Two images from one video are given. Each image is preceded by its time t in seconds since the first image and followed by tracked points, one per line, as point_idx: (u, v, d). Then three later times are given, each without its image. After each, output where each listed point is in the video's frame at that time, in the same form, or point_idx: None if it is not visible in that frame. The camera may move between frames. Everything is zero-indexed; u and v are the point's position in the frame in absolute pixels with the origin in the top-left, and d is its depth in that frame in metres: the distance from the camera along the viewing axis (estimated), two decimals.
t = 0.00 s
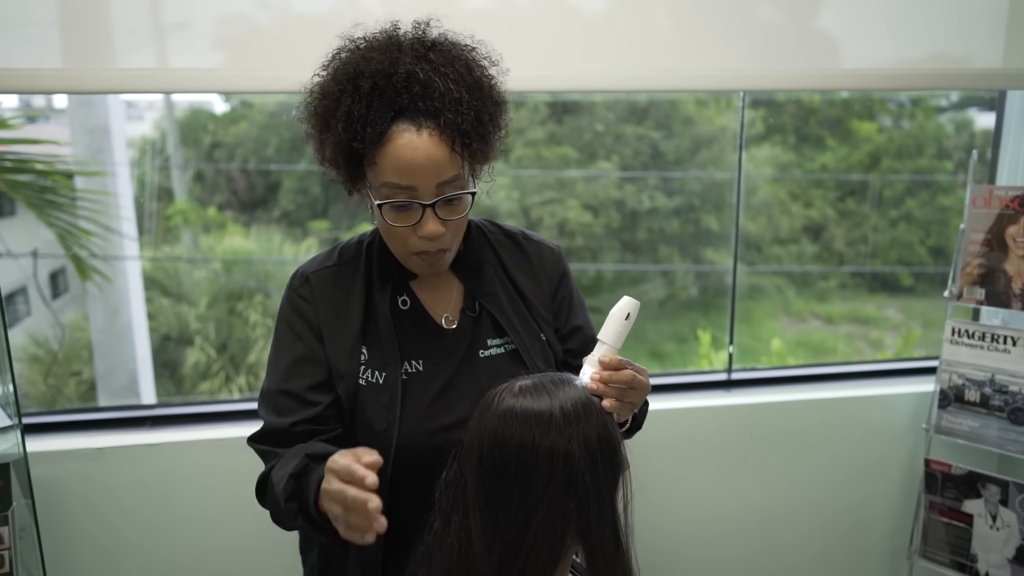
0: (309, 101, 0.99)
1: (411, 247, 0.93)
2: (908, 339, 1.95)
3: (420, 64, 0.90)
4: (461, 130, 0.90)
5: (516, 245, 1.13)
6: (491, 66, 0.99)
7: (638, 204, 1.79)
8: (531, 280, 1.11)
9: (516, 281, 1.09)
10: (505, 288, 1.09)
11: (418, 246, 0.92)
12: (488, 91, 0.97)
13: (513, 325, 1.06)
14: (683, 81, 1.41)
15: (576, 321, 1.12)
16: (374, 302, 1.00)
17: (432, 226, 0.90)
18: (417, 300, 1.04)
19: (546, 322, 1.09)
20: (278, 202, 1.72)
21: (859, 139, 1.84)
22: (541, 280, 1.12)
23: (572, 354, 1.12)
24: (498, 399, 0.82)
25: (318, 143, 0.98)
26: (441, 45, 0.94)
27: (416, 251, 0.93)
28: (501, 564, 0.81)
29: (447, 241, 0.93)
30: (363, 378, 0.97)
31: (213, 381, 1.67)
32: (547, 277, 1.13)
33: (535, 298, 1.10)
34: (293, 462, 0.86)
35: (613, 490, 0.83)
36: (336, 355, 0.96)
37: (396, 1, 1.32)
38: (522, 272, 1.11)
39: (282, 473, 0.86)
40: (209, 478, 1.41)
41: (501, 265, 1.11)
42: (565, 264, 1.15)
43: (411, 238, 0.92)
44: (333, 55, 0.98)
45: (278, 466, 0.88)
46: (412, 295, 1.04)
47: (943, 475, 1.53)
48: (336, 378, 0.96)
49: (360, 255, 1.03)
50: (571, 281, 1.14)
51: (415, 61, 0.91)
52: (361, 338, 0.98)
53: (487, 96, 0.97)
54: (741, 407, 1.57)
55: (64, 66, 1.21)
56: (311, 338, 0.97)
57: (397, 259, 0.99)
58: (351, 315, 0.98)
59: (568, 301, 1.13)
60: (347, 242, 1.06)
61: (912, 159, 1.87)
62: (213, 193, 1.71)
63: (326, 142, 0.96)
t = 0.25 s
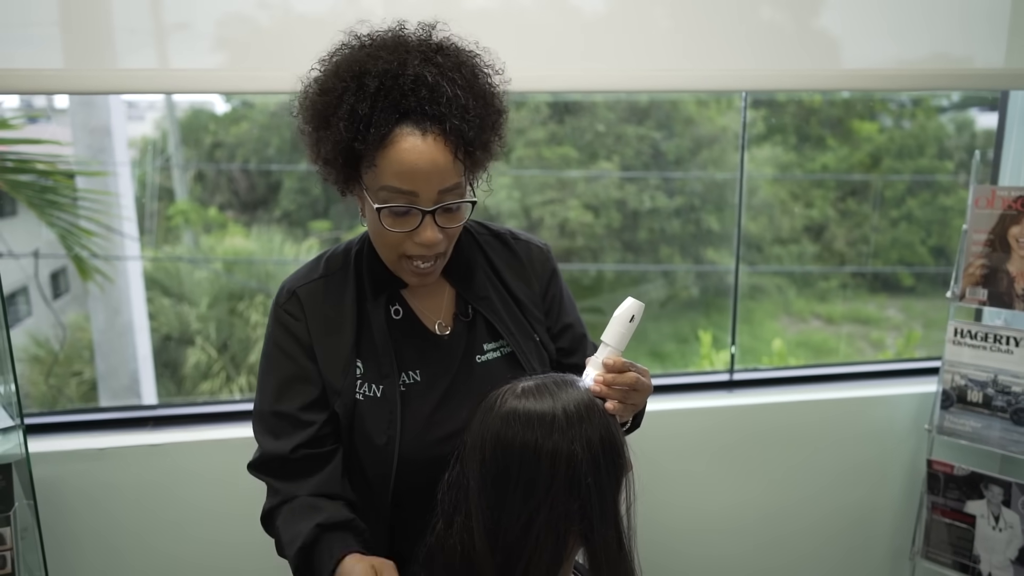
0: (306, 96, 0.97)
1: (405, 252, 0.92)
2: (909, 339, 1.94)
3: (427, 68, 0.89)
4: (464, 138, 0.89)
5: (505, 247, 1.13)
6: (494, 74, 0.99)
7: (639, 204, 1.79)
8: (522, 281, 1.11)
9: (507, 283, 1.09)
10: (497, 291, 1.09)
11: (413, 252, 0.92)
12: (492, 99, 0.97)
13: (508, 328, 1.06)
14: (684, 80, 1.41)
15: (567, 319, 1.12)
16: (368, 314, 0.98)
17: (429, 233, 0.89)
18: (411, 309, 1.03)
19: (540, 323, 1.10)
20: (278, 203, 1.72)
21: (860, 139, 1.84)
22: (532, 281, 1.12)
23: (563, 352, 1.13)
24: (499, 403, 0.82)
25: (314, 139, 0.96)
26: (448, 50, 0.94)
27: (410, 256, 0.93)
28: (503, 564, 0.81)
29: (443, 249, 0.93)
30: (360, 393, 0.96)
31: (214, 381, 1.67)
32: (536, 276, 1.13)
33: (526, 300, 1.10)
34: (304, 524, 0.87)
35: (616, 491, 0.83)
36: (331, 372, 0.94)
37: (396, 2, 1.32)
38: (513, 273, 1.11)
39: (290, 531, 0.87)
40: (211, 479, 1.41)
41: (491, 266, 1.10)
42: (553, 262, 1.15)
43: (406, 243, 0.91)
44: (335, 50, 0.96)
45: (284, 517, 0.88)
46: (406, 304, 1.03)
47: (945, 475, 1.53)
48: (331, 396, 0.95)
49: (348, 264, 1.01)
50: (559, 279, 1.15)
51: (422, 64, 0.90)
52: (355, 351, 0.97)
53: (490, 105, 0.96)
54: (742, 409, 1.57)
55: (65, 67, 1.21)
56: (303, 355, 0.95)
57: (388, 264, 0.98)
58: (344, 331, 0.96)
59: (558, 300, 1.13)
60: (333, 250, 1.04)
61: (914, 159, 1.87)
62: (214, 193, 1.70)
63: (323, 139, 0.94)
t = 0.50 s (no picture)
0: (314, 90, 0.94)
1: (409, 258, 0.92)
2: (911, 340, 1.94)
3: (445, 74, 0.88)
4: (478, 148, 0.89)
5: (502, 247, 1.12)
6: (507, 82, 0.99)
7: (640, 204, 1.79)
8: (520, 282, 1.11)
9: (505, 285, 1.09)
10: (495, 293, 1.09)
11: (418, 258, 0.92)
12: (505, 108, 0.97)
13: (509, 331, 1.06)
14: (686, 80, 1.41)
15: (564, 318, 1.13)
16: (370, 322, 0.97)
17: (437, 242, 0.89)
18: (411, 315, 1.02)
19: (539, 324, 1.10)
20: (279, 203, 1.72)
21: (860, 140, 1.84)
22: (529, 281, 1.12)
23: (559, 351, 1.14)
24: (502, 404, 0.82)
25: (321, 137, 0.93)
26: (464, 56, 0.93)
27: (415, 262, 0.93)
28: (508, 565, 0.81)
29: (448, 257, 0.93)
30: (365, 403, 0.95)
31: (215, 382, 1.67)
32: (533, 276, 1.13)
33: (524, 301, 1.10)
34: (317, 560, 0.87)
35: (621, 492, 0.83)
36: (335, 382, 0.93)
37: (397, 2, 1.32)
38: (511, 274, 1.11)
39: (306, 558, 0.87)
40: (212, 480, 1.41)
41: (489, 268, 1.10)
42: (549, 262, 1.15)
43: (411, 250, 0.91)
44: (347, 47, 0.94)
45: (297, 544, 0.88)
46: (405, 310, 1.02)
47: (949, 476, 1.52)
48: (337, 407, 0.93)
49: (346, 270, 0.99)
50: (554, 278, 1.15)
51: (441, 70, 0.89)
52: (359, 361, 0.96)
53: (502, 114, 0.96)
54: (743, 410, 1.57)
55: (66, 67, 1.21)
56: (305, 367, 0.93)
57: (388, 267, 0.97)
58: (346, 341, 0.94)
59: (554, 300, 1.14)
60: (329, 254, 1.01)
61: (915, 159, 1.87)
62: (215, 193, 1.71)
63: (332, 139, 0.92)
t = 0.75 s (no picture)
0: (329, 88, 0.92)
1: (418, 261, 0.92)
2: (913, 341, 1.94)
3: (464, 80, 0.88)
4: (492, 154, 0.89)
5: (505, 250, 1.12)
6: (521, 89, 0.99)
7: (642, 205, 1.79)
8: (524, 284, 1.11)
9: (508, 287, 1.09)
10: (499, 296, 1.08)
11: (427, 263, 0.92)
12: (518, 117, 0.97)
13: (514, 334, 1.06)
14: (686, 81, 1.40)
15: (566, 318, 1.13)
16: (377, 325, 0.97)
17: (448, 247, 0.89)
18: (416, 318, 1.02)
19: (542, 326, 1.10)
20: (280, 203, 1.71)
21: (862, 140, 1.83)
22: (533, 283, 1.12)
23: (562, 352, 1.14)
24: (509, 404, 0.82)
25: (336, 137, 0.92)
26: (482, 61, 0.93)
27: (424, 266, 0.92)
28: (513, 565, 0.81)
29: (457, 263, 0.93)
30: (373, 409, 0.95)
31: (217, 382, 1.67)
32: (536, 277, 1.13)
33: (528, 303, 1.10)
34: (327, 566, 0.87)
35: (626, 492, 0.83)
36: (342, 387, 0.92)
37: (398, 3, 1.31)
38: (513, 276, 1.10)
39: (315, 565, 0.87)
40: (214, 481, 1.41)
41: (493, 271, 1.10)
42: (552, 263, 1.15)
43: (421, 253, 0.91)
44: (364, 47, 0.93)
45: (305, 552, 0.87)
46: (410, 314, 1.02)
47: (952, 477, 1.52)
48: (345, 412, 0.93)
49: (351, 274, 0.98)
50: (557, 280, 1.15)
51: (460, 76, 0.88)
52: (366, 365, 0.95)
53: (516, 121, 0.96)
54: (747, 411, 1.56)
55: (68, 67, 1.21)
56: (311, 372, 0.92)
57: (395, 270, 0.97)
58: (354, 345, 0.94)
59: (557, 301, 1.14)
60: (333, 257, 1.01)
61: (916, 160, 1.87)
62: (216, 193, 1.70)
63: (347, 139, 0.90)
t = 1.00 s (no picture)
0: (341, 85, 0.92)
1: (424, 263, 0.92)
2: (914, 341, 1.93)
3: (477, 82, 0.88)
4: (502, 157, 0.89)
5: (507, 250, 1.12)
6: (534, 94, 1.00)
7: (642, 205, 1.79)
8: (526, 284, 1.11)
9: (512, 287, 1.09)
10: (502, 296, 1.08)
11: (434, 264, 0.92)
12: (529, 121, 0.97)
13: (517, 335, 1.06)
14: (687, 80, 1.40)
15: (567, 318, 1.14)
16: (382, 326, 0.97)
17: (456, 249, 0.89)
18: (419, 319, 1.02)
19: (545, 326, 1.11)
20: (281, 203, 1.71)
21: (862, 140, 1.83)
22: (535, 283, 1.12)
23: (564, 352, 1.14)
24: (513, 404, 0.82)
25: (348, 136, 0.91)
26: (494, 63, 0.93)
27: (430, 267, 0.92)
28: (518, 565, 0.81)
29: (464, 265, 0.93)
30: (378, 410, 0.95)
31: (218, 382, 1.67)
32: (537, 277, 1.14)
33: (531, 303, 1.10)
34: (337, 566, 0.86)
35: (631, 492, 0.82)
36: (348, 388, 0.93)
37: (399, 3, 1.31)
38: (516, 277, 1.10)
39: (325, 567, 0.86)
40: (215, 480, 1.41)
41: (495, 272, 1.10)
42: (553, 264, 1.16)
43: (428, 255, 0.91)
44: (377, 46, 0.92)
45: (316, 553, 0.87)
46: (414, 316, 1.01)
47: (955, 477, 1.53)
48: (351, 413, 0.93)
49: (354, 274, 0.98)
50: (558, 280, 1.16)
51: (474, 78, 0.88)
52: (371, 366, 0.95)
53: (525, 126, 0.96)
54: (750, 411, 1.56)
55: (69, 66, 1.21)
56: (319, 372, 0.92)
57: (399, 270, 0.97)
58: (360, 346, 0.94)
59: (558, 301, 1.15)
60: (335, 257, 1.00)
61: (917, 160, 1.86)
62: (216, 194, 1.69)
63: (359, 139, 0.89)
